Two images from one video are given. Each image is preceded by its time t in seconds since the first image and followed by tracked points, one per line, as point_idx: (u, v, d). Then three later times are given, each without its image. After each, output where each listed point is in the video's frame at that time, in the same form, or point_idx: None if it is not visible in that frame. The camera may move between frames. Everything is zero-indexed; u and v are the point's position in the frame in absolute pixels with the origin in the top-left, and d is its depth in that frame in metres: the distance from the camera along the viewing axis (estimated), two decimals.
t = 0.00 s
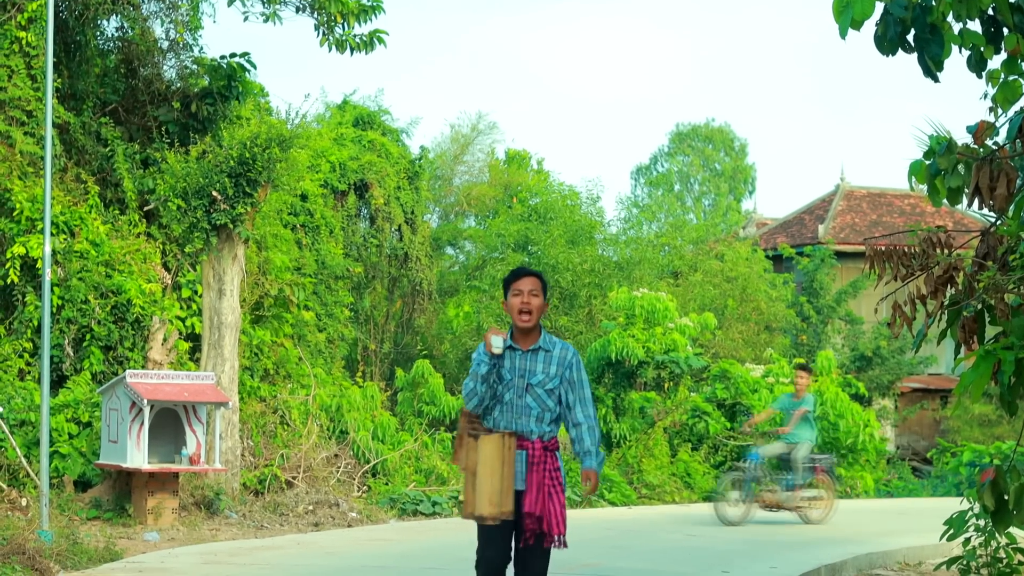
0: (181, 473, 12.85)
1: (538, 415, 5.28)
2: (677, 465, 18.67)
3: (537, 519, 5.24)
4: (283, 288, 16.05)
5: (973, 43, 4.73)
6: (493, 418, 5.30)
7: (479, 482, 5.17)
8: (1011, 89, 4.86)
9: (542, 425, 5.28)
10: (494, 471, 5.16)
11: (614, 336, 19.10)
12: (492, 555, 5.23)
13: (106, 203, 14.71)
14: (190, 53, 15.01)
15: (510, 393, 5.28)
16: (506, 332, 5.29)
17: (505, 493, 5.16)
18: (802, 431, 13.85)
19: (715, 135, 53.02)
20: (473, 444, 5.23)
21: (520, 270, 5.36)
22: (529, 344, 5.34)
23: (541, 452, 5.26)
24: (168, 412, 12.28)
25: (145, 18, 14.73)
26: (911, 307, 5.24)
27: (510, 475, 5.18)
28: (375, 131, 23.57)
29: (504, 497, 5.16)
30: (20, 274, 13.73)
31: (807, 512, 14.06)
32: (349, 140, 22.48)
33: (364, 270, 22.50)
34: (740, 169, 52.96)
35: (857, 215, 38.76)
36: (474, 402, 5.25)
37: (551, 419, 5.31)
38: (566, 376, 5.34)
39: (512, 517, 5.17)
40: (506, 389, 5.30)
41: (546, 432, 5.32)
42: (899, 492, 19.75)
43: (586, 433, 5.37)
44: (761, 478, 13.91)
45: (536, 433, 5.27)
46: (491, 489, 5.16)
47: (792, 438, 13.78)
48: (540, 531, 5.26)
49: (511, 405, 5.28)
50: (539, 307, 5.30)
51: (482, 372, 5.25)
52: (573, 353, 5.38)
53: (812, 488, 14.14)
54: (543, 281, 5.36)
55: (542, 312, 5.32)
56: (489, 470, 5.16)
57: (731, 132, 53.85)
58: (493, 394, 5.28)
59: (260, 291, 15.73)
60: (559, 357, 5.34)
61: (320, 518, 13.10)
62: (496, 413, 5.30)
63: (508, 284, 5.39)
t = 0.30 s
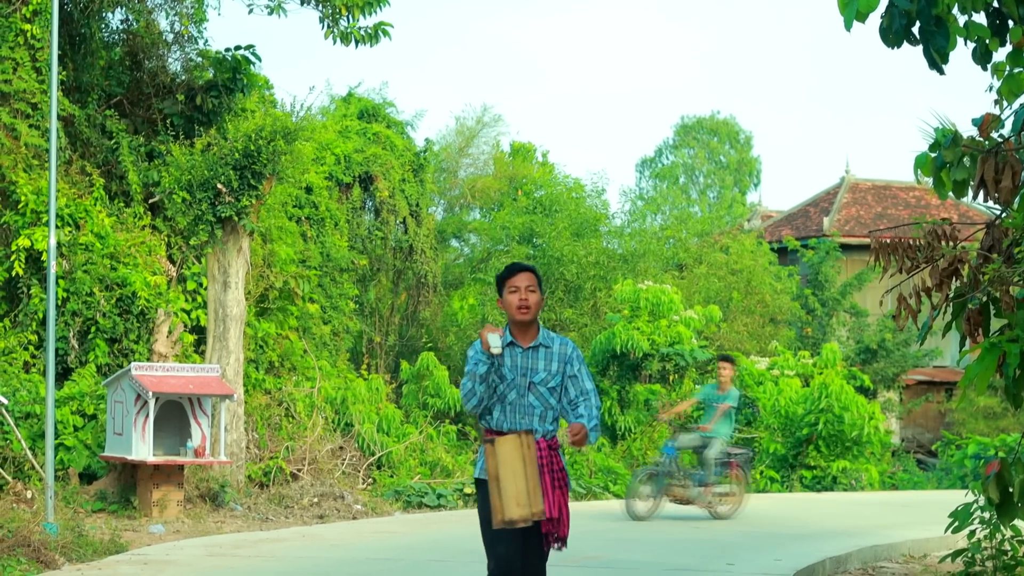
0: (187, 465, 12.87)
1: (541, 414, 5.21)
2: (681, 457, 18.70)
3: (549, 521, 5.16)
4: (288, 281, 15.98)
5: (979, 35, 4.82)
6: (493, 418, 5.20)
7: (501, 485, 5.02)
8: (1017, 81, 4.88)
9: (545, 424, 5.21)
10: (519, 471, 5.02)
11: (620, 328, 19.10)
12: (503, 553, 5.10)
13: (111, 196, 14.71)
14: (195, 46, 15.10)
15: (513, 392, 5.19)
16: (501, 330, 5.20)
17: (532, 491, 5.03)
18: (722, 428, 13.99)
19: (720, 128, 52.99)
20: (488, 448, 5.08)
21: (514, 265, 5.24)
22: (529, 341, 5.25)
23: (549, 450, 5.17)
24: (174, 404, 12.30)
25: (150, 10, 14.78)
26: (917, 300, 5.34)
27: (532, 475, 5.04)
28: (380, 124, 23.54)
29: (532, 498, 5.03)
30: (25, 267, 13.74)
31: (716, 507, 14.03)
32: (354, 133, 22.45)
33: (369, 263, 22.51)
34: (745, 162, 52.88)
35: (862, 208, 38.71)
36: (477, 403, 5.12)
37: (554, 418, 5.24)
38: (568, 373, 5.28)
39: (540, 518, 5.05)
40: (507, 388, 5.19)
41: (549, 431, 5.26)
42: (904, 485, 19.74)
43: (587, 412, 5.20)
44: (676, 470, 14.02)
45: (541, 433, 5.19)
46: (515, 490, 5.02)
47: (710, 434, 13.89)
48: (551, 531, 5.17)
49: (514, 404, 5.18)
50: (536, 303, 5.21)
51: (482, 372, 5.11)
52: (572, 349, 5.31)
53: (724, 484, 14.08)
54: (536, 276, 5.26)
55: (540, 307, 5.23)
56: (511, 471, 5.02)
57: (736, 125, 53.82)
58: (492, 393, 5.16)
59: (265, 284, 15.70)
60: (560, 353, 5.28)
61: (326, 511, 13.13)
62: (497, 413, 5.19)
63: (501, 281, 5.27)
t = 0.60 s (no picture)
0: (194, 458, 12.87)
1: (537, 398, 5.00)
2: (689, 450, 18.68)
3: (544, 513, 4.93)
4: (295, 274, 15.95)
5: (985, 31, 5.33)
6: (489, 402, 5.05)
7: (496, 469, 4.85)
8: None
9: (541, 409, 4.99)
10: (516, 452, 4.84)
11: (627, 321, 19.08)
12: (499, 551, 4.97)
13: (118, 188, 14.71)
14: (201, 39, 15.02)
15: (508, 375, 5.02)
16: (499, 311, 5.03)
17: (528, 475, 4.84)
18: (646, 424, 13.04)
19: (728, 121, 52.91)
20: (484, 430, 4.91)
21: (509, 248, 5.08)
22: (525, 322, 5.06)
23: (542, 438, 4.96)
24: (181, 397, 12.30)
25: (156, 3, 14.86)
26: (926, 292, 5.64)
27: (528, 457, 4.85)
28: (387, 116, 23.48)
29: (528, 481, 4.84)
30: (32, 259, 13.75)
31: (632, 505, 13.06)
32: (361, 126, 22.40)
33: (377, 255, 22.49)
34: (753, 155, 52.74)
35: (870, 200, 38.63)
36: (471, 386, 5.01)
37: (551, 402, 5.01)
38: (566, 356, 5.05)
39: (538, 504, 4.85)
40: (501, 370, 5.04)
41: (547, 417, 5.03)
42: (912, 477, 19.70)
43: (583, 419, 5.05)
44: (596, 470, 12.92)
45: (534, 420, 4.97)
46: (512, 472, 4.84)
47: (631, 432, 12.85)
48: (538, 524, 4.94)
49: (508, 387, 5.02)
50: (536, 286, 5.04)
51: (476, 354, 4.99)
52: (572, 331, 5.08)
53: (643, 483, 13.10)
54: (532, 258, 5.11)
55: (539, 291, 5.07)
56: (506, 453, 4.84)
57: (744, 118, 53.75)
58: (487, 376, 5.03)
59: (272, 276, 15.69)
60: (558, 335, 5.06)
61: (334, 503, 13.15)
62: (493, 396, 5.04)
63: (497, 265, 5.10)
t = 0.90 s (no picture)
0: (200, 451, 12.88)
1: (538, 392, 4.96)
2: (695, 443, 18.63)
3: (524, 505, 4.88)
4: (301, 267, 15.96)
5: (993, 21, 5.41)
6: (488, 392, 5.01)
7: (460, 456, 4.86)
8: None
9: (540, 404, 4.96)
10: (482, 443, 4.84)
11: (633, 314, 19.03)
12: (499, 547, 5.05)
13: (124, 182, 14.71)
14: (208, 32, 15.09)
15: (510, 366, 4.98)
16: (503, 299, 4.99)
17: (492, 465, 4.84)
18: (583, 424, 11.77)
19: (734, 114, 52.85)
20: (458, 414, 4.91)
21: (522, 236, 5.03)
22: (532, 314, 5.02)
23: (537, 432, 4.94)
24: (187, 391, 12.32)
25: None
26: (931, 285, 5.68)
27: (494, 448, 4.85)
28: (393, 109, 23.44)
29: (490, 472, 4.85)
30: (38, 253, 13.77)
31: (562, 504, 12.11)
32: (367, 119, 22.35)
33: (383, 249, 22.47)
34: (759, 148, 52.66)
35: (876, 193, 38.56)
36: (471, 373, 4.96)
37: (551, 398, 4.98)
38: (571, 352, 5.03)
39: (495, 497, 4.85)
40: (503, 361, 5.00)
41: (546, 413, 4.99)
42: (918, 471, 19.65)
43: (583, 418, 5.12)
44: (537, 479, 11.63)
45: (532, 413, 4.95)
46: (474, 462, 4.84)
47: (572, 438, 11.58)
48: (525, 517, 4.90)
49: (510, 378, 4.97)
50: (550, 277, 5.01)
51: (477, 342, 4.96)
52: (579, 328, 5.06)
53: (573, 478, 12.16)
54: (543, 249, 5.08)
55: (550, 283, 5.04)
56: (472, 442, 4.84)
57: (750, 111, 53.69)
58: (487, 365, 4.99)
59: (278, 269, 15.68)
60: (565, 330, 5.03)
61: (340, 496, 13.15)
62: (492, 387, 5.00)
63: (508, 252, 5.03)
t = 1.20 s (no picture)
0: (211, 443, 12.89)
1: (551, 383, 4.80)
2: (706, 435, 18.58)
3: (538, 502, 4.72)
4: (312, 258, 15.95)
5: (1004, 12, 5.42)
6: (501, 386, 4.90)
7: (457, 450, 4.72)
8: None
9: (554, 395, 4.80)
10: (480, 437, 4.68)
11: (643, 306, 18.98)
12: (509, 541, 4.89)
13: (135, 173, 14.70)
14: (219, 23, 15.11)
15: (522, 357, 4.85)
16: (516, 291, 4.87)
17: (489, 461, 4.68)
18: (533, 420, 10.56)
19: (745, 105, 52.72)
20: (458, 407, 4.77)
21: (543, 226, 4.93)
22: (543, 305, 4.91)
23: (552, 425, 4.76)
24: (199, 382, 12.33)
25: None
26: (942, 277, 5.74)
27: (493, 445, 4.68)
28: (404, 101, 23.42)
29: (487, 470, 4.68)
30: (49, 244, 13.78)
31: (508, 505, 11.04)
32: (377, 111, 22.31)
33: (393, 240, 22.47)
34: (769, 139, 52.55)
35: (887, 184, 38.46)
36: (481, 368, 4.90)
37: (565, 388, 4.82)
38: (585, 343, 4.88)
39: (493, 495, 4.68)
40: (516, 352, 4.88)
41: (560, 404, 4.83)
42: (929, 462, 19.60)
43: (603, 412, 4.90)
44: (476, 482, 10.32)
45: (547, 405, 4.78)
46: (471, 458, 4.69)
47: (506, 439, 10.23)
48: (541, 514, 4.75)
49: (522, 369, 4.82)
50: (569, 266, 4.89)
51: (488, 335, 4.90)
52: (593, 317, 4.91)
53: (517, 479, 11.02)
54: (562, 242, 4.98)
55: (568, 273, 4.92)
56: (471, 437, 4.69)
57: (761, 102, 53.58)
58: (499, 358, 4.91)
59: (289, 261, 15.68)
60: (579, 320, 4.89)
61: (351, 488, 13.16)
62: (505, 379, 4.87)
63: (527, 240, 4.91)
